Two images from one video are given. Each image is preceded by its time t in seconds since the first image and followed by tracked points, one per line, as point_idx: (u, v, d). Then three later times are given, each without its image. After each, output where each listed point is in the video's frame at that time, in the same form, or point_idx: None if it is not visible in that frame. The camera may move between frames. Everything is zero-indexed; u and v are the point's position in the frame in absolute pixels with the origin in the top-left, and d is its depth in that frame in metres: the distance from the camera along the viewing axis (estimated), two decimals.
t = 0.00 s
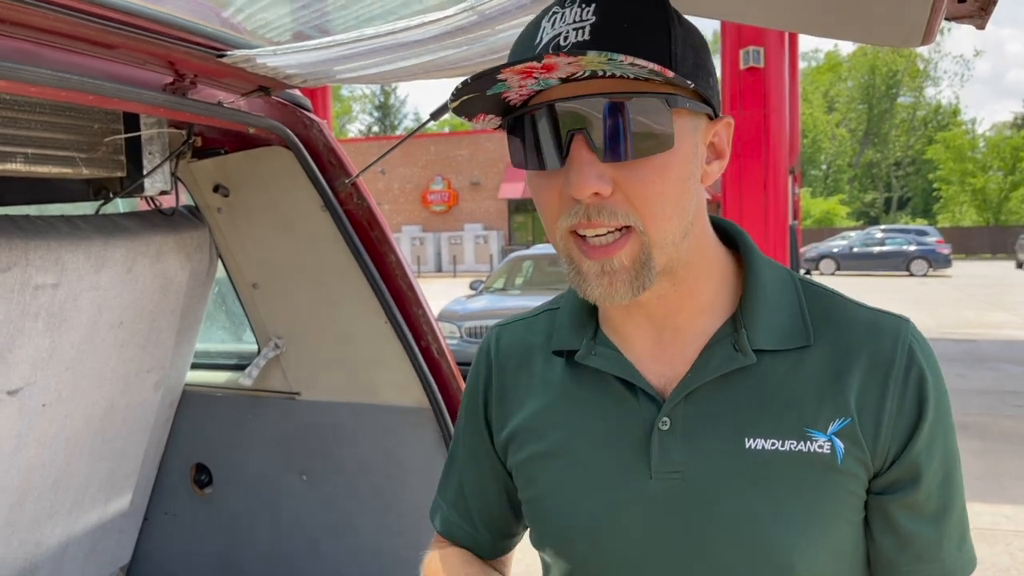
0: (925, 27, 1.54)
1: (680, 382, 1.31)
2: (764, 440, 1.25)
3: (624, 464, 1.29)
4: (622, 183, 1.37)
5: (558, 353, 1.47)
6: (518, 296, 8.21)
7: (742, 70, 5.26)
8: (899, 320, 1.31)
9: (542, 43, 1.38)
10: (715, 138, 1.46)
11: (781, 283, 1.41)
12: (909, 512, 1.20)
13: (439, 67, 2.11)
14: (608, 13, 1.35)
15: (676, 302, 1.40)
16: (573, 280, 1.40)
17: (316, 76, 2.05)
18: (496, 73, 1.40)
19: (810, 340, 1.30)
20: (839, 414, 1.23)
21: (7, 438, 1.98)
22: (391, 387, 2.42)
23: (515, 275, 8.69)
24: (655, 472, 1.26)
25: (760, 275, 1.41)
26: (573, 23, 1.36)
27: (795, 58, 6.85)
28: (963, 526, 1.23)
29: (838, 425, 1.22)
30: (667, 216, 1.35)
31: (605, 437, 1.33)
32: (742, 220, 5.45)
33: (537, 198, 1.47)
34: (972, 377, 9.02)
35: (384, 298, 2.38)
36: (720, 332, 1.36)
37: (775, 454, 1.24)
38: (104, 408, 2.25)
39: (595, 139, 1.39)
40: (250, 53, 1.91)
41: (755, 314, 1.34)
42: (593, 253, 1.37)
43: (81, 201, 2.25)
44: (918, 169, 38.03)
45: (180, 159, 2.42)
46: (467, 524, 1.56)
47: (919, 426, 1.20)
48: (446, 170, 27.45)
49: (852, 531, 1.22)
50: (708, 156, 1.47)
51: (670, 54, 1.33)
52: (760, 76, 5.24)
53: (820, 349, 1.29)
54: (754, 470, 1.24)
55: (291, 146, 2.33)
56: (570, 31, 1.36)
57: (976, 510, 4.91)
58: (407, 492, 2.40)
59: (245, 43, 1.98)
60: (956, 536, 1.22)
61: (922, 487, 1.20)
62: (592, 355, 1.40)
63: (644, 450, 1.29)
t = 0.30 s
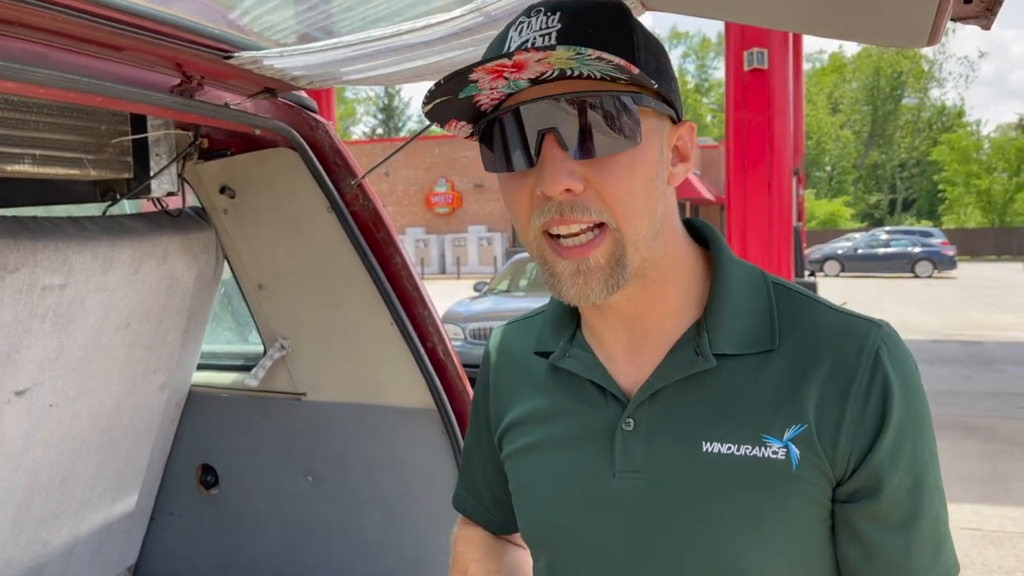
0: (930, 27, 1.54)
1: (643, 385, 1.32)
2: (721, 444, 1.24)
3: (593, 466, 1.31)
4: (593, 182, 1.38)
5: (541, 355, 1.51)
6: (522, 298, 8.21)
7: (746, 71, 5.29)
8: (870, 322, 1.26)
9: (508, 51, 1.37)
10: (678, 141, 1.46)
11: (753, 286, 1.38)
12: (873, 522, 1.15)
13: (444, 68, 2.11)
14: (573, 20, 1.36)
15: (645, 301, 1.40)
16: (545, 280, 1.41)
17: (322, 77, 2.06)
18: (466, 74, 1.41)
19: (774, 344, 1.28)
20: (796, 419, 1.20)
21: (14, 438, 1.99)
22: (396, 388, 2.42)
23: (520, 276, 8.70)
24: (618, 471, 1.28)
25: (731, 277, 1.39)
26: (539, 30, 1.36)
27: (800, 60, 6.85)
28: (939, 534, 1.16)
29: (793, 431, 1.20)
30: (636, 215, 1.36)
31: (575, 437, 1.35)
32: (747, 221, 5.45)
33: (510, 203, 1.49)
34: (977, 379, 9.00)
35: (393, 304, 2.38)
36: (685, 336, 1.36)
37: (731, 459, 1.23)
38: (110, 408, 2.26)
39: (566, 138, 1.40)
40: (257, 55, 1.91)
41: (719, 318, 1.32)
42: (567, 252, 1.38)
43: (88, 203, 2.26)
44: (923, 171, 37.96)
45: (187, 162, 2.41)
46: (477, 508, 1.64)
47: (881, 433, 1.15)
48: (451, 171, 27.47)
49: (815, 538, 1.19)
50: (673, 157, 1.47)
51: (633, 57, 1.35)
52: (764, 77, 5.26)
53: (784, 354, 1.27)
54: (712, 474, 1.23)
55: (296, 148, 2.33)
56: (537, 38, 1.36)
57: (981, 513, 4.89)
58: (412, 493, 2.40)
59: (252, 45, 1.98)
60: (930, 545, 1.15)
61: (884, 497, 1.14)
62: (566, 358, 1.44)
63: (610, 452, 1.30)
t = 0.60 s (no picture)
0: (934, 31, 1.54)
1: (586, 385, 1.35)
2: (656, 440, 1.26)
3: (545, 464, 1.34)
4: (532, 189, 1.41)
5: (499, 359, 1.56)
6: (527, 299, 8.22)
7: (749, 72, 5.33)
8: (801, 321, 1.27)
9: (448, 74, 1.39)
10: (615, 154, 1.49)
11: (690, 286, 1.40)
12: (800, 509, 1.15)
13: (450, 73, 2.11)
14: (510, 41, 1.38)
15: (587, 305, 1.42)
16: (493, 287, 1.43)
17: (328, 82, 2.07)
18: (411, 91, 1.47)
19: (705, 344, 1.30)
20: (723, 414, 1.22)
21: (22, 440, 2.01)
22: (401, 391, 2.43)
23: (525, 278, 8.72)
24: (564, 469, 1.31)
25: (670, 279, 1.41)
26: (479, 52, 1.39)
27: (805, 62, 6.86)
28: (869, 525, 1.15)
29: (721, 425, 1.22)
30: (576, 221, 1.38)
31: (526, 436, 1.39)
32: (752, 223, 5.46)
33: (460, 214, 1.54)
34: (983, 381, 8.97)
35: (394, 304, 2.39)
36: (625, 339, 1.38)
37: (667, 454, 1.25)
38: (117, 410, 2.27)
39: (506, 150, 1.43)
40: (263, 60, 1.92)
41: (655, 318, 1.35)
42: (509, 259, 1.41)
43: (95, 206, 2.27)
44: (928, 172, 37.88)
45: (193, 165, 2.43)
46: (471, 507, 1.68)
47: (803, 423, 1.15)
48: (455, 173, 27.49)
49: (750, 527, 1.21)
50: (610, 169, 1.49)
51: (568, 75, 1.37)
52: (769, 79, 5.28)
53: (715, 351, 1.29)
54: (650, 470, 1.25)
55: (302, 152, 2.34)
56: (477, 59, 1.38)
57: (987, 515, 4.88)
58: (416, 496, 2.41)
59: (259, 49, 1.99)
60: (858, 536, 1.14)
61: (808, 485, 1.14)
62: (520, 363, 1.48)
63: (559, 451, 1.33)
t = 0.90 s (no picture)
0: (939, 38, 1.55)
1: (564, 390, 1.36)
2: (630, 439, 1.26)
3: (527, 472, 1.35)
4: (486, 220, 1.41)
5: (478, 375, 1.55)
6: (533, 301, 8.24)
7: (756, 74, 5.33)
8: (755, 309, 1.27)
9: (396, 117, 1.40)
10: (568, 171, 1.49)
11: (654, 284, 1.41)
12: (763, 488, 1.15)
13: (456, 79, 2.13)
14: (451, 79, 1.37)
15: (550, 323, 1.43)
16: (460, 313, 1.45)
17: (335, 88, 2.08)
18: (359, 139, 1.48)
19: (668, 341, 1.31)
20: (687, 406, 1.23)
21: (34, 444, 2.02)
22: (407, 396, 2.44)
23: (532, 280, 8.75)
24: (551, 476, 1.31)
25: (638, 279, 1.42)
26: (424, 92, 1.38)
27: (813, 63, 6.86)
28: (827, 503, 1.13)
29: (687, 418, 1.23)
30: (530, 246, 1.39)
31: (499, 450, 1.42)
32: (759, 224, 5.46)
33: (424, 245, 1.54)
34: (991, 382, 8.95)
35: (399, 306, 2.40)
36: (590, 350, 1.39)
37: (642, 453, 1.25)
38: (126, 414, 2.29)
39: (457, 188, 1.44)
40: (271, 67, 1.94)
41: (622, 318, 1.36)
42: (468, 283, 1.42)
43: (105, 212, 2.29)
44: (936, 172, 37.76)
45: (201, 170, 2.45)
46: (446, 529, 1.67)
47: (759, 403, 1.16)
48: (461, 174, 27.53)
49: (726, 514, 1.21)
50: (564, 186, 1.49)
51: (509, 107, 1.37)
52: (775, 80, 5.29)
53: (678, 345, 1.30)
54: (629, 471, 1.26)
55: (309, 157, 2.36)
56: (421, 100, 1.37)
57: (994, 517, 4.86)
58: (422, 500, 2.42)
59: (266, 56, 2.01)
60: (807, 516, 1.13)
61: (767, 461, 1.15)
62: (499, 377, 1.46)
63: (544, 457, 1.34)
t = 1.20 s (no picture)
0: (949, 34, 1.55)
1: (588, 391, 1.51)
2: (645, 442, 1.39)
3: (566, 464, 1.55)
4: (505, 242, 1.55)
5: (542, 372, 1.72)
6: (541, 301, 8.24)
7: (763, 72, 5.31)
8: (770, 313, 1.32)
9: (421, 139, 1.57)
10: (594, 177, 1.57)
11: (681, 286, 1.50)
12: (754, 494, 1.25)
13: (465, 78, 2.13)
14: (466, 102, 1.50)
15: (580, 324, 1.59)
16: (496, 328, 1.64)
17: (345, 87, 2.09)
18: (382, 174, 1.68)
19: (683, 344, 1.41)
20: (691, 413, 1.33)
21: (48, 441, 2.04)
22: (417, 393, 2.45)
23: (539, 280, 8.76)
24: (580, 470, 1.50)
25: (664, 282, 1.52)
26: (441, 117, 1.53)
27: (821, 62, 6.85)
28: (818, 514, 1.19)
29: (691, 425, 1.33)
30: (548, 262, 1.52)
31: (557, 447, 1.59)
32: (767, 224, 5.45)
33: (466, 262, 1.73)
34: (1001, 382, 8.90)
35: (409, 302, 2.42)
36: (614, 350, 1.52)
37: (651, 454, 1.38)
38: (139, 411, 2.30)
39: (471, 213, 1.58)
40: (281, 66, 1.95)
41: (641, 324, 1.47)
42: (501, 303, 1.58)
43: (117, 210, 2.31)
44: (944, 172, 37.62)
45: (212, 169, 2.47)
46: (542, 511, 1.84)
47: (749, 414, 1.25)
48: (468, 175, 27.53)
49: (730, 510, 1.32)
50: (591, 193, 1.58)
51: (520, 128, 1.49)
52: (783, 79, 5.27)
53: (692, 349, 1.39)
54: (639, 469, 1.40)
55: (319, 156, 2.37)
56: (437, 127, 1.53)
57: (1004, 517, 4.84)
58: (432, 496, 2.43)
59: (277, 55, 2.02)
60: (792, 535, 1.20)
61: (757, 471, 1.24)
62: (546, 371, 1.70)
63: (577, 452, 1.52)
